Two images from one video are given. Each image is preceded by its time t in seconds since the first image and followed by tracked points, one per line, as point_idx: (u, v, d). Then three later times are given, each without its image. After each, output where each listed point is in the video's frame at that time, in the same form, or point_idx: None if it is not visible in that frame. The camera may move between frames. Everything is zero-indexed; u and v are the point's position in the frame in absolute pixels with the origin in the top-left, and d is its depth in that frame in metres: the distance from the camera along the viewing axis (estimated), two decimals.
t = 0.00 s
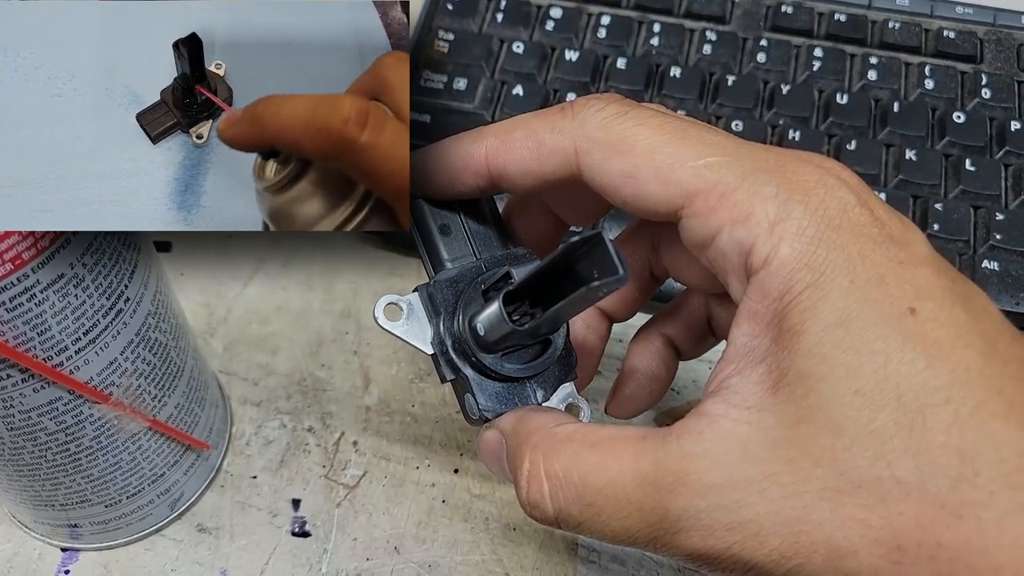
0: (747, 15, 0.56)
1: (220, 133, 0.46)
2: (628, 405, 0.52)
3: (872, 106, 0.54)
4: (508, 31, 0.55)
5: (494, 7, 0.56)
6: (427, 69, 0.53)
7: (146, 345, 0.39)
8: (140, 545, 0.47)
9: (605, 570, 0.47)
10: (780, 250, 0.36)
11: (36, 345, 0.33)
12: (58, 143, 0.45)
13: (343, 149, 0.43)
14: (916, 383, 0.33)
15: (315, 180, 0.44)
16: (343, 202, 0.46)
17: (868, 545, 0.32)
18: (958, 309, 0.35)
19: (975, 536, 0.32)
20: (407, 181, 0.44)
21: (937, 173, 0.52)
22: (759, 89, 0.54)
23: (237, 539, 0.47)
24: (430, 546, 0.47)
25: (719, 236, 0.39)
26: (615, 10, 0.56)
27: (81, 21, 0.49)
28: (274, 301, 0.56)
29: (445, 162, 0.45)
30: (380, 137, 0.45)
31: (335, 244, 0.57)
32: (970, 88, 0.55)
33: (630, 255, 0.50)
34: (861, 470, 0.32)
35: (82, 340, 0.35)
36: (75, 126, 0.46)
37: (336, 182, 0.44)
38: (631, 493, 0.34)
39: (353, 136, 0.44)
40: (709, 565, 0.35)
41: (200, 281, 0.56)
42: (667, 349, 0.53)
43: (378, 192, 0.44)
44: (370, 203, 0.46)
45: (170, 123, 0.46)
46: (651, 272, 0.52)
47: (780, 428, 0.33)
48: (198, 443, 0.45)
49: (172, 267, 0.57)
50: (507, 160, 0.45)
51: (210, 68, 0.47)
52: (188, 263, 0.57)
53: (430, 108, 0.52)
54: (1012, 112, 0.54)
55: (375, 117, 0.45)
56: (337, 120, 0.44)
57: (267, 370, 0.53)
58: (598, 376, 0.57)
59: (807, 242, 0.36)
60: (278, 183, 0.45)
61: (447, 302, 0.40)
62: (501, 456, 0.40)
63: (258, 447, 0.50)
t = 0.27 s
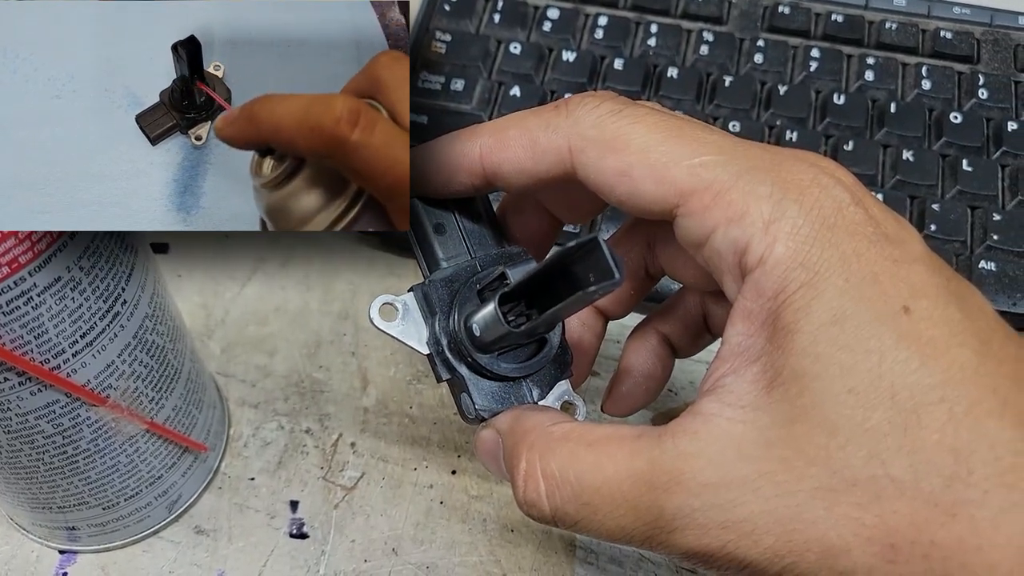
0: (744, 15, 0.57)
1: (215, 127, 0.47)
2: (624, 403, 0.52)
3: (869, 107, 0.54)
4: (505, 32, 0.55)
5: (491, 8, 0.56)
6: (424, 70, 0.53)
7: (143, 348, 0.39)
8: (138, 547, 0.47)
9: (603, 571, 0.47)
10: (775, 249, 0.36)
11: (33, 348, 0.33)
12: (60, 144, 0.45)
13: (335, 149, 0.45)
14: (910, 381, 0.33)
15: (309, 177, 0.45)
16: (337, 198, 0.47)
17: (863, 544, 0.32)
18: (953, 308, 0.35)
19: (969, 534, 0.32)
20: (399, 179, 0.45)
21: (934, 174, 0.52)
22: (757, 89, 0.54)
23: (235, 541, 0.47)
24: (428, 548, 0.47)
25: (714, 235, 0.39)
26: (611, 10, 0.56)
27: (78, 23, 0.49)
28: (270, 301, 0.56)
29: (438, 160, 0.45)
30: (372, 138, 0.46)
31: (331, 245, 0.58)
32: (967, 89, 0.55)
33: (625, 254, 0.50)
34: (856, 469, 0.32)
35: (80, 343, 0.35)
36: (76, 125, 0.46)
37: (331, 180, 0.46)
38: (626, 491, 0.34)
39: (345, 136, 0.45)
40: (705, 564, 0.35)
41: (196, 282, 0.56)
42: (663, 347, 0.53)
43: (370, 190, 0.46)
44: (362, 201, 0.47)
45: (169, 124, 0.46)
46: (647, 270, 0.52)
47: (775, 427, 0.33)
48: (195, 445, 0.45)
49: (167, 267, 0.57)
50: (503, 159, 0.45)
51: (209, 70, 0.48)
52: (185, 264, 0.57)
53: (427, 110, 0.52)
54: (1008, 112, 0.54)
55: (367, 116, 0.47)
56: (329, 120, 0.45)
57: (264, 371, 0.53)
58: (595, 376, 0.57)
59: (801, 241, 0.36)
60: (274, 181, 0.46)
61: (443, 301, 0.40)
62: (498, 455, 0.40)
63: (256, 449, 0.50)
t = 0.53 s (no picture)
0: (743, 15, 0.57)
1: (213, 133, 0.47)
2: (625, 402, 0.52)
3: (868, 106, 0.54)
4: (503, 31, 0.55)
5: (490, 7, 0.56)
6: (423, 69, 0.53)
7: (142, 348, 0.39)
8: (137, 546, 0.47)
9: (602, 570, 0.47)
10: (775, 247, 0.36)
11: (32, 348, 0.33)
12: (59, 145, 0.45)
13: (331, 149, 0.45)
14: (909, 380, 0.33)
15: (307, 178, 0.46)
16: (334, 198, 0.47)
17: (861, 542, 0.32)
18: (953, 307, 0.35)
19: (967, 533, 0.32)
20: (394, 179, 0.45)
21: (933, 173, 0.52)
22: (756, 89, 0.54)
23: (234, 540, 0.47)
24: (427, 547, 0.47)
25: (713, 234, 0.39)
26: (610, 9, 0.56)
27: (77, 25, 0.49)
28: (269, 301, 0.56)
29: (438, 158, 0.45)
30: (366, 139, 0.47)
31: (330, 245, 0.58)
32: (966, 88, 0.55)
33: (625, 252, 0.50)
34: (856, 467, 0.32)
35: (78, 343, 0.35)
36: (77, 125, 0.46)
37: (328, 180, 0.46)
38: (626, 490, 0.34)
39: (340, 137, 0.46)
40: (704, 562, 0.35)
41: (195, 282, 0.56)
42: (664, 345, 0.53)
43: (365, 191, 0.46)
44: (359, 202, 0.47)
45: (169, 125, 0.46)
46: (646, 269, 0.52)
47: (774, 425, 0.33)
48: (195, 445, 0.45)
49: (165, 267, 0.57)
50: (503, 158, 0.45)
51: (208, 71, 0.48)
52: (184, 264, 0.57)
53: (426, 109, 0.52)
54: (1007, 111, 0.54)
55: (362, 118, 0.47)
56: (325, 121, 0.46)
57: (264, 371, 0.53)
58: (594, 375, 0.57)
59: (801, 240, 0.36)
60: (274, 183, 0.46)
61: (443, 300, 0.40)
62: (499, 453, 0.40)
63: (256, 449, 0.50)
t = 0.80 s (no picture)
0: (739, 13, 0.56)
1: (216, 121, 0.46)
2: (626, 401, 0.52)
3: (864, 104, 0.54)
4: (499, 30, 0.55)
5: (486, 6, 0.56)
6: (419, 68, 0.53)
7: (136, 347, 0.39)
8: (134, 546, 0.47)
9: (599, 569, 0.47)
10: (774, 247, 0.36)
11: (25, 348, 0.33)
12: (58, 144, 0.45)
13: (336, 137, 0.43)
14: (909, 379, 0.33)
15: (310, 166, 0.44)
16: (337, 186, 0.45)
17: (860, 542, 0.32)
18: (951, 306, 0.35)
19: (967, 532, 0.32)
20: (395, 164, 0.45)
21: (929, 171, 0.52)
22: (752, 87, 0.54)
23: (230, 540, 0.47)
24: (423, 546, 0.47)
25: (712, 234, 0.39)
26: (606, 8, 0.56)
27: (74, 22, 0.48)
28: (267, 300, 0.56)
29: (436, 158, 0.45)
30: (368, 125, 0.46)
31: (328, 245, 0.57)
32: (962, 86, 0.55)
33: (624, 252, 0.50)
34: (855, 467, 0.32)
35: (72, 343, 0.35)
36: (77, 124, 0.46)
37: (332, 168, 0.44)
38: (625, 490, 0.34)
39: (344, 123, 0.44)
40: (702, 561, 0.35)
41: (192, 282, 0.56)
42: (664, 345, 0.53)
43: (369, 177, 0.45)
44: (361, 188, 0.46)
45: (169, 126, 0.46)
46: (646, 268, 0.52)
47: (774, 425, 0.33)
48: (190, 444, 0.45)
49: (162, 269, 0.57)
50: (502, 158, 0.45)
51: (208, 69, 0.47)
52: (181, 264, 0.57)
53: (422, 109, 0.52)
54: (1003, 109, 0.54)
55: (364, 105, 0.46)
56: (328, 107, 0.44)
57: (260, 370, 0.53)
58: (594, 374, 0.57)
59: (800, 239, 0.36)
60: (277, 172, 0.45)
61: (442, 299, 0.40)
62: (497, 452, 0.40)
63: (251, 449, 0.50)
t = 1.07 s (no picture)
0: (737, 12, 0.56)
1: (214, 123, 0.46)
2: (624, 402, 0.52)
3: (862, 102, 0.54)
4: (497, 29, 0.55)
5: (484, 5, 0.56)
6: (417, 68, 0.53)
7: (134, 347, 0.39)
8: (133, 546, 0.47)
9: (597, 569, 0.47)
10: (773, 249, 0.36)
11: (22, 348, 0.33)
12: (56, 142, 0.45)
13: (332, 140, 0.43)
14: (908, 381, 0.33)
15: (309, 170, 0.43)
16: (334, 189, 0.45)
17: (860, 543, 0.32)
18: (950, 308, 0.35)
19: (966, 533, 0.32)
20: (393, 167, 0.45)
21: (927, 169, 0.52)
22: (750, 86, 0.54)
23: (228, 540, 0.47)
24: (421, 545, 0.47)
25: (711, 236, 0.39)
26: (605, 7, 0.56)
27: (74, 22, 0.49)
28: (265, 300, 0.56)
29: (433, 159, 0.45)
30: (366, 127, 0.45)
31: (325, 246, 0.58)
32: (960, 84, 0.55)
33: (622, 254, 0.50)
34: (855, 469, 0.32)
35: (69, 343, 0.35)
36: (75, 123, 0.46)
37: (329, 171, 0.44)
38: (624, 492, 0.34)
39: (341, 126, 0.44)
40: (702, 563, 0.35)
41: (190, 282, 0.56)
42: (662, 346, 0.53)
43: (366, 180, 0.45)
44: (360, 191, 0.45)
45: (168, 125, 0.46)
46: (644, 270, 0.52)
47: (773, 426, 0.33)
48: (188, 444, 0.45)
49: (161, 269, 0.57)
50: (500, 160, 0.45)
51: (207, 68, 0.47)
52: (179, 264, 0.57)
53: (421, 109, 0.52)
54: (1001, 108, 0.54)
55: (361, 107, 0.46)
56: (325, 111, 0.44)
57: (258, 370, 0.53)
58: (592, 373, 0.57)
59: (799, 241, 0.36)
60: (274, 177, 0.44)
61: (442, 300, 0.40)
62: (495, 453, 0.40)
63: (250, 448, 0.50)
